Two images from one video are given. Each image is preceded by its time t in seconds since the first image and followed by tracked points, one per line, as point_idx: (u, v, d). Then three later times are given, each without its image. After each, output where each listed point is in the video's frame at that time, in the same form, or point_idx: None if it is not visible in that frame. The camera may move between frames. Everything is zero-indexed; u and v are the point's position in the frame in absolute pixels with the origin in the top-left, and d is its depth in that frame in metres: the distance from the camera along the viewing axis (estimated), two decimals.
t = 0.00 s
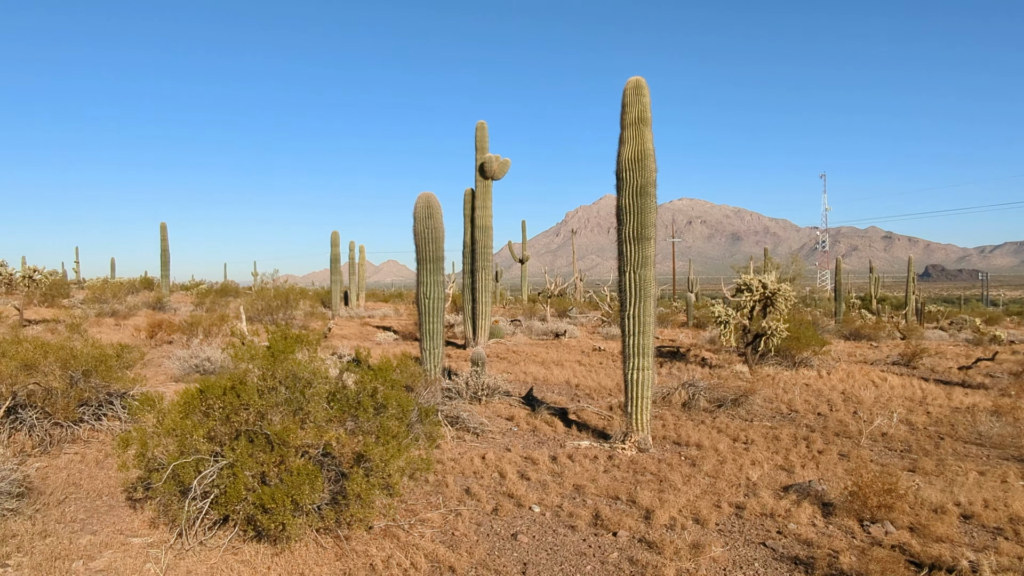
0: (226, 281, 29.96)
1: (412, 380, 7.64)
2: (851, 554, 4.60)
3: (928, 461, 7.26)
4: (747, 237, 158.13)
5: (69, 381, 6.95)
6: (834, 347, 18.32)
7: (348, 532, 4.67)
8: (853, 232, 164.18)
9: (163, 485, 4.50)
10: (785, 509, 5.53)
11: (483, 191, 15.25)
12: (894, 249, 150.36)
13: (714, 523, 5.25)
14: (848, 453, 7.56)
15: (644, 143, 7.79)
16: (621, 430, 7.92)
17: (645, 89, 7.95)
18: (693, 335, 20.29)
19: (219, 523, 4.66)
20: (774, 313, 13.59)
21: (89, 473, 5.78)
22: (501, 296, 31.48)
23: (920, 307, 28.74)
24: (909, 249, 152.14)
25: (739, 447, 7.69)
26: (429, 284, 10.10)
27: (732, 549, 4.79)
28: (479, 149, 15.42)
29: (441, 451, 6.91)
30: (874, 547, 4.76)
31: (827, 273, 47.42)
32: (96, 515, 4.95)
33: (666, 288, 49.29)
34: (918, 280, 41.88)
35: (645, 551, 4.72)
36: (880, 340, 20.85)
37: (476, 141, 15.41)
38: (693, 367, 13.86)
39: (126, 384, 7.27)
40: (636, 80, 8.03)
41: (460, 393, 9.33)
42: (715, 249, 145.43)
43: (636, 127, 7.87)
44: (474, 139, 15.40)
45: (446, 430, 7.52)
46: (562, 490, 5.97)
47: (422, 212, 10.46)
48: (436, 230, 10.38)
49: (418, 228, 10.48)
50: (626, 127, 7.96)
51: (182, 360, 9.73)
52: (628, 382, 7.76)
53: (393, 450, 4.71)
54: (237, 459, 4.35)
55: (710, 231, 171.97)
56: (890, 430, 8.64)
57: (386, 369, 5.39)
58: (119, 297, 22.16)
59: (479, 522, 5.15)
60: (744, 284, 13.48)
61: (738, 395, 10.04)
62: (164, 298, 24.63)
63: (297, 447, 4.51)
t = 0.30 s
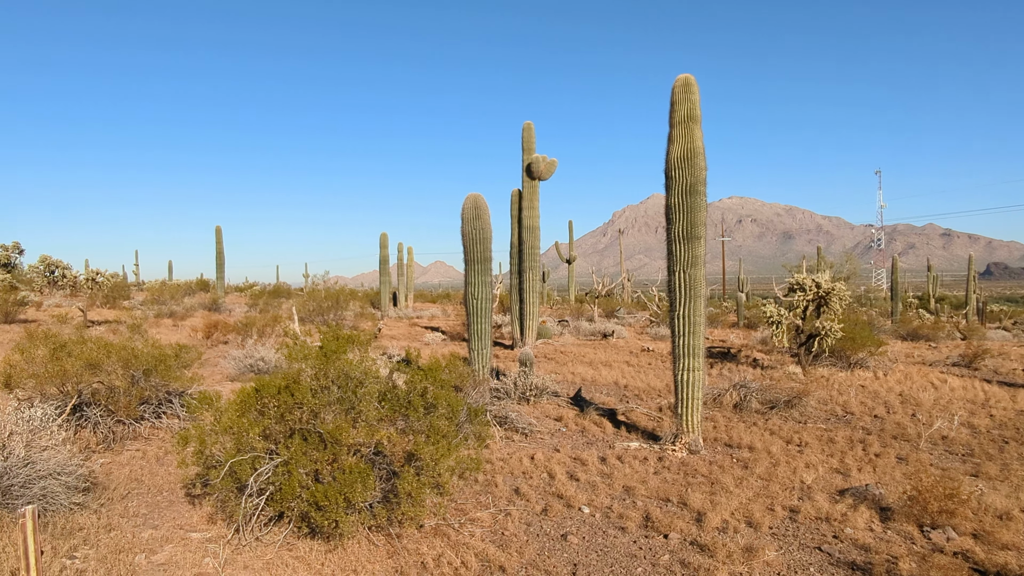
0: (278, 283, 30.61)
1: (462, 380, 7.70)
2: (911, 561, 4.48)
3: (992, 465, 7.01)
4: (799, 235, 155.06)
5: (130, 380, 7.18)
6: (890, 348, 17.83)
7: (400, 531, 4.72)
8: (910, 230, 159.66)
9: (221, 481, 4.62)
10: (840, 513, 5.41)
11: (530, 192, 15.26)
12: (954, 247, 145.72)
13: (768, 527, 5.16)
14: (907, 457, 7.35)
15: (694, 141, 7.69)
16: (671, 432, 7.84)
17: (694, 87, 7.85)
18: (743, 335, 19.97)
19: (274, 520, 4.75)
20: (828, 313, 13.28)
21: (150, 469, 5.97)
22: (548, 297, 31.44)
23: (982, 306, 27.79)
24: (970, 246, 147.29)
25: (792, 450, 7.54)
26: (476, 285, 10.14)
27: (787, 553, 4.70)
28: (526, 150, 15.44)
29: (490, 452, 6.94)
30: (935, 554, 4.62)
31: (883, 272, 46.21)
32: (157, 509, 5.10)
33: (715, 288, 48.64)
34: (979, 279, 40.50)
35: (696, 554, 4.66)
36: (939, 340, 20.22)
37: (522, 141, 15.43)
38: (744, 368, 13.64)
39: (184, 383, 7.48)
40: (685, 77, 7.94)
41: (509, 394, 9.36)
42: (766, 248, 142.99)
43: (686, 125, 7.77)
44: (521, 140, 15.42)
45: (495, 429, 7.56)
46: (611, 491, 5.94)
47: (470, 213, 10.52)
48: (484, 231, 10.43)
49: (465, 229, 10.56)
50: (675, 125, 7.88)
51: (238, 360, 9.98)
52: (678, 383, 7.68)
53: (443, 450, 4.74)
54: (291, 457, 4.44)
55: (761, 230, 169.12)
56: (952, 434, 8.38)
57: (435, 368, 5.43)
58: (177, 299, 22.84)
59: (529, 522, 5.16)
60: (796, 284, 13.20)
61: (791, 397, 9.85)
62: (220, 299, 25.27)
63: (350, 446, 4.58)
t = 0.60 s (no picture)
0: (328, 283, 31.08)
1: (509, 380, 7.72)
2: (974, 570, 4.33)
3: None
4: (852, 234, 151.45)
5: (187, 378, 7.36)
6: (950, 350, 17.27)
7: (449, 529, 4.75)
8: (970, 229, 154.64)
9: (276, 477, 4.72)
10: (898, 520, 5.27)
11: (577, 191, 15.20)
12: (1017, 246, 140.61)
13: (822, 532, 5.05)
14: (968, 463, 7.12)
15: (745, 139, 7.57)
16: (722, 434, 7.73)
17: (746, 84, 7.73)
18: (795, 336, 19.57)
19: (326, 516, 4.83)
20: (884, 314, 12.93)
21: (206, 465, 6.11)
22: (594, 297, 31.29)
23: None
24: None
25: (847, 454, 7.37)
26: (524, 285, 10.15)
27: (843, 560, 4.59)
28: (573, 150, 15.39)
29: (539, 452, 6.94)
30: (999, 564, 4.47)
31: (941, 273, 44.83)
32: (214, 504, 5.23)
33: (766, 289, 47.78)
34: None
35: (749, 558, 4.59)
36: (1001, 343, 19.52)
37: (569, 141, 15.39)
38: (796, 370, 13.37)
39: (238, 381, 7.64)
40: (736, 74, 7.82)
41: (556, 394, 9.34)
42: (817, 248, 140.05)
43: (737, 123, 7.66)
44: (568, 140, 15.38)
45: (543, 430, 7.56)
46: (661, 494, 5.88)
47: (518, 213, 10.55)
48: (531, 231, 10.43)
49: (513, 230, 10.58)
50: (725, 123, 7.78)
51: (289, 358, 10.15)
52: (728, 385, 7.58)
53: (492, 449, 4.75)
54: (343, 455, 4.50)
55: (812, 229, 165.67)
56: (1016, 439, 8.08)
57: (484, 368, 5.44)
58: (230, 299, 23.37)
59: (578, 523, 5.14)
60: (851, 284, 12.87)
61: (845, 400, 9.63)
62: (272, 298, 25.79)
63: (400, 444, 4.63)
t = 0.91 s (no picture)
0: (377, 282, 31.44)
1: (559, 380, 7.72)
2: None
3: None
4: (909, 234, 147.28)
5: (243, 375, 7.52)
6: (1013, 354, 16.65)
7: (500, 530, 4.76)
8: None
9: (329, 474, 4.80)
10: (961, 529, 5.10)
11: (625, 191, 15.09)
12: None
13: (881, 540, 4.92)
14: None
15: (799, 137, 7.42)
16: (775, 438, 7.59)
17: (800, 81, 7.57)
18: (849, 339, 19.10)
19: (378, 514, 4.89)
20: (943, 316, 12.53)
21: (262, 461, 6.23)
22: (642, 297, 31.01)
23: None
24: None
25: (905, 460, 7.17)
26: (572, 285, 10.12)
27: (902, 569, 4.47)
28: (621, 149, 15.28)
29: (588, 453, 6.91)
30: None
31: (1004, 274, 43.26)
32: (269, 499, 5.33)
33: (819, 291, 46.74)
34: None
35: (804, 565, 4.50)
36: None
37: (617, 141, 15.29)
38: (851, 373, 13.05)
39: (292, 378, 7.78)
40: (790, 71, 7.67)
41: (605, 395, 9.30)
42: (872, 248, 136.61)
43: (791, 121, 7.51)
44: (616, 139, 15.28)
45: (592, 431, 7.53)
46: (713, 497, 5.80)
47: (566, 213, 10.52)
48: (579, 231, 10.39)
49: (562, 230, 10.55)
50: (779, 121, 7.64)
51: (341, 357, 10.30)
52: (783, 388, 7.45)
53: (543, 450, 4.74)
54: (395, 453, 4.54)
55: (867, 229, 161.61)
56: None
57: (534, 369, 5.42)
58: (282, 298, 23.80)
59: (629, 526, 5.10)
60: (909, 285, 12.51)
61: (903, 404, 9.37)
62: (322, 297, 26.21)
63: (451, 443, 4.65)
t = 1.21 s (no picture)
0: (425, 281, 31.71)
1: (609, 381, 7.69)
2: None
3: None
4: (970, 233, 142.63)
5: (296, 372, 7.65)
6: None
7: (550, 530, 4.75)
8: None
9: (382, 472, 4.85)
10: None
11: (675, 190, 14.93)
12: None
13: (943, 549, 4.77)
14: None
15: (857, 135, 7.24)
16: (831, 442, 7.43)
17: (858, 77, 7.38)
18: (907, 341, 18.56)
19: (429, 512, 4.92)
20: (1007, 319, 12.09)
21: (315, 457, 6.34)
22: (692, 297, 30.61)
23: None
24: None
25: (968, 467, 6.94)
26: (621, 285, 10.04)
27: None
28: (671, 148, 15.12)
29: (638, 455, 6.86)
30: None
31: None
32: (322, 495, 5.41)
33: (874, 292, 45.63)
34: None
35: (862, 573, 4.38)
36: None
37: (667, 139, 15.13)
38: (908, 377, 12.68)
39: (344, 376, 7.88)
40: (847, 67, 7.49)
41: (655, 396, 9.22)
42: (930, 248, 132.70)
43: (849, 118, 7.33)
44: (666, 138, 15.12)
45: (642, 433, 7.47)
46: (766, 502, 5.70)
47: (616, 213, 10.45)
48: (629, 231, 10.32)
49: (611, 229, 10.50)
50: (837, 119, 7.47)
51: (391, 355, 10.41)
52: (839, 391, 7.28)
53: (594, 451, 4.72)
54: (446, 452, 4.57)
55: (925, 228, 157.00)
56: None
57: (584, 369, 5.40)
58: (332, 296, 24.17)
59: (680, 529, 5.04)
60: (971, 286, 12.07)
61: (964, 409, 9.06)
62: (372, 296, 26.54)
63: (501, 443, 4.66)
